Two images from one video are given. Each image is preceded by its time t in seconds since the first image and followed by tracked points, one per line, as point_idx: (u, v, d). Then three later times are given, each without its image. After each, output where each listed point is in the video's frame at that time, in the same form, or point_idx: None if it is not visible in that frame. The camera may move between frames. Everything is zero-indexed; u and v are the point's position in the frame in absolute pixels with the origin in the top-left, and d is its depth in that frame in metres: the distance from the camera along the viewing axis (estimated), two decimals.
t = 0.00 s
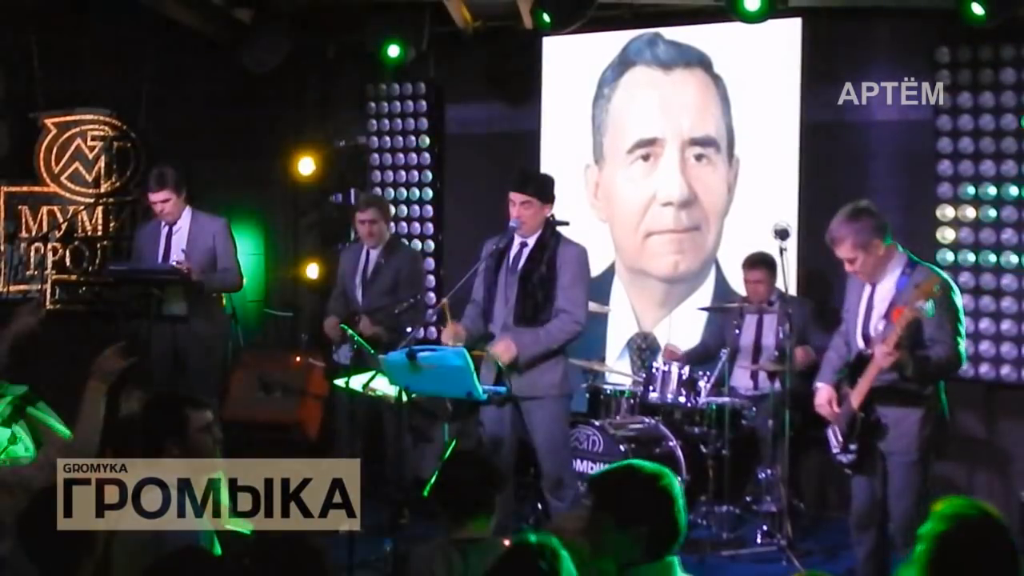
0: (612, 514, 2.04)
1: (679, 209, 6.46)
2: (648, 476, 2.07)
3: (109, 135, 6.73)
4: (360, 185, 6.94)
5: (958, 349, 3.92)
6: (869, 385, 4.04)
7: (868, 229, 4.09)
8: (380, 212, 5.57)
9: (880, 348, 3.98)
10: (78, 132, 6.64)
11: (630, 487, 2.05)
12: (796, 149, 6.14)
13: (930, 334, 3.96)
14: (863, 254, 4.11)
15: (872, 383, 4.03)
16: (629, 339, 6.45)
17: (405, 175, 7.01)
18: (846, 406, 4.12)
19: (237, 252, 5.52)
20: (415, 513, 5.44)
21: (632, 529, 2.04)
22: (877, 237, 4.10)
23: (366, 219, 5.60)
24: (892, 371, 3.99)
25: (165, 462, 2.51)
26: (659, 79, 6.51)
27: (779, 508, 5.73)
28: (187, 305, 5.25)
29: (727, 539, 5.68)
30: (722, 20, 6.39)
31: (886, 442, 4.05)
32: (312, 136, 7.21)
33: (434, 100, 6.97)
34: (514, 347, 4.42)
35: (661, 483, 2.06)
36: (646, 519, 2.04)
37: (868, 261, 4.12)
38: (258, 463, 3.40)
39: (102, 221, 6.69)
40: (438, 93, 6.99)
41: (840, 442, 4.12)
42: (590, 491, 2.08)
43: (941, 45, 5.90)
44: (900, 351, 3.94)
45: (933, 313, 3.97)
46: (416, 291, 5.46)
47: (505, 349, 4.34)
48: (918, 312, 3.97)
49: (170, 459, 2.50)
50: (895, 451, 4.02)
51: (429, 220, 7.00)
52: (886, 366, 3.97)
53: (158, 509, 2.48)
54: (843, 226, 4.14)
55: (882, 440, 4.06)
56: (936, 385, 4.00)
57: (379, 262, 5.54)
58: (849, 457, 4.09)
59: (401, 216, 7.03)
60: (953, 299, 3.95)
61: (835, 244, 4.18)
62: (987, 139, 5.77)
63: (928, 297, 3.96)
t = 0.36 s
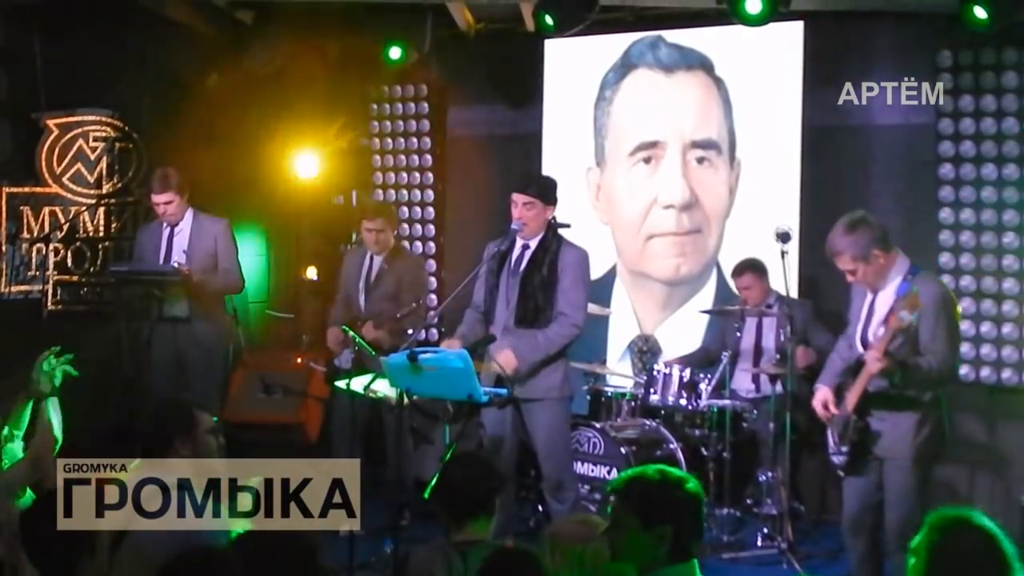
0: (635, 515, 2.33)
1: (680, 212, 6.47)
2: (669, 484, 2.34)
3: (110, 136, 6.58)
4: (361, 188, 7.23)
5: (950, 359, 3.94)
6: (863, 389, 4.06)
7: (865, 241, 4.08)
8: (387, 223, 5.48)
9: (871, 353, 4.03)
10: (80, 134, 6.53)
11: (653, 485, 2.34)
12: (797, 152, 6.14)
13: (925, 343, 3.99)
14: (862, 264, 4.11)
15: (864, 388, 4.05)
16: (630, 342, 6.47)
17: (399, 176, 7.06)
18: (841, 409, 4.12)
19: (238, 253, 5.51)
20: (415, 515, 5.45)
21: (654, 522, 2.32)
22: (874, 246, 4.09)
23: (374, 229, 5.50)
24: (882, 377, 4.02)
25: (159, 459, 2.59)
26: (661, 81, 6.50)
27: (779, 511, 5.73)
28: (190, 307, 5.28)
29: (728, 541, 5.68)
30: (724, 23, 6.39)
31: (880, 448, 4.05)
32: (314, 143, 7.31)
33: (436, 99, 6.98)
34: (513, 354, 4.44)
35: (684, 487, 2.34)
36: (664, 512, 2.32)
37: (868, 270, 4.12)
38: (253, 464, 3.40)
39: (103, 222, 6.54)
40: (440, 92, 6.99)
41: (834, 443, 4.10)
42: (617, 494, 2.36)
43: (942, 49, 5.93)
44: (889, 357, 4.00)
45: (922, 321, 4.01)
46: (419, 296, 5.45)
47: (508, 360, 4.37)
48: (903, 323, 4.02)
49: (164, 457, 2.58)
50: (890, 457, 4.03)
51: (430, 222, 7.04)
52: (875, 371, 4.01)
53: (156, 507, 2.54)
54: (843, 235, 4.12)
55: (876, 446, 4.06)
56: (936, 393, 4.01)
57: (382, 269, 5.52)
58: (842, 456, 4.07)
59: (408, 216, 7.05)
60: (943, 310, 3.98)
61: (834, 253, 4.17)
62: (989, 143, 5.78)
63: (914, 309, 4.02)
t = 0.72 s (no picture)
0: (641, 520, 2.24)
1: (681, 213, 6.46)
2: (677, 484, 2.24)
3: (111, 137, 6.71)
4: (363, 189, 7.05)
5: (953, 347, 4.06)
6: (865, 387, 4.09)
7: (857, 239, 4.21)
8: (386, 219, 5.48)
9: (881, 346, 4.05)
10: (80, 135, 6.66)
11: (659, 485, 2.25)
12: (797, 153, 6.13)
13: (924, 334, 4.08)
14: (854, 262, 4.23)
15: (869, 382, 4.08)
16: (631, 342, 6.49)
17: (394, 177, 7.00)
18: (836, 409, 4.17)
19: (238, 255, 5.51)
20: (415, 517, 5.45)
21: (663, 524, 2.23)
22: (863, 244, 4.22)
23: (372, 225, 5.49)
24: (891, 369, 4.06)
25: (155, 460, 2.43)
26: (662, 83, 6.49)
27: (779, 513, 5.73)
28: (190, 307, 5.30)
29: (728, 543, 5.68)
30: (725, 24, 6.38)
31: (879, 443, 4.09)
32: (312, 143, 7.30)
33: (437, 101, 6.96)
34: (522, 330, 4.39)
35: (691, 488, 2.24)
36: (670, 518, 2.23)
37: (860, 270, 4.24)
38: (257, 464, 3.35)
39: (103, 223, 6.64)
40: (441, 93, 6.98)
41: (826, 446, 4.16)
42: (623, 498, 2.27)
43: (943, 51, 5.93)
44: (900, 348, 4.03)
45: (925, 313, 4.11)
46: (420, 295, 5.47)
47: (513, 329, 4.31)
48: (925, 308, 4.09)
49: (163, 456, 2.42)
50: (890, 453, 4.05)
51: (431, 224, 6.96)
52: (886, 364, 4.03)
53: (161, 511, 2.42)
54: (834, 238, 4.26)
55: (875, 442, 4.09)
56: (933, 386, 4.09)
57: (383, 267, 5.53)
58: (835, 461, 4.10)
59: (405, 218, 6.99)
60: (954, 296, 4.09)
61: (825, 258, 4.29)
62: (990, 144, 5.78)
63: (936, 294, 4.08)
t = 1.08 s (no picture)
0: (630, 507, 2.23)
1: (682, 211, 6.46)
2: (676, 481, 2.21)
3: (113, 135, 6.70)
4: (364, 186, 7.09)
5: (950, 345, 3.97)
6: (864, 380, 4.07)
7: (859, 230, 4.12)
8: (384, 217, 5.53)
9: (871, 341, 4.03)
10: (82, 133, 6.66)
11: (654, 477, 2.22)
12: (798, 151, 6.13)
13: (924, 329, 4.02)
14: (856, 253, 4.15)
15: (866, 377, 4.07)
16: (635, 340, 6.49)
17: (396, 175, 6.99)
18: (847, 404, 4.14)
19: (240, 253, 5.52)
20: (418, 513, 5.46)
21: (648, 518, 2.21)
22: (868, 237, 4.12)
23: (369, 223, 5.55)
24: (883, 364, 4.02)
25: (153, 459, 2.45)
26: (664, 80, 6.50)
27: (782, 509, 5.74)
28: (192, 305, 5.31)
29: (731, 540, 5.68)
30: (726, 22, 6.38)
31: (888, 441, 4.09)
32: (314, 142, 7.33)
33: (439, 98, 6.99)
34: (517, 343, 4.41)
35: (689, 487, 2.20)
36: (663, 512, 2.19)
37: (863, 260, 4.15)
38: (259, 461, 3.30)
39: (106, 221, 6.65)
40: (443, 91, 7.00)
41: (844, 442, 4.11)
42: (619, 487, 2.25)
43: (945, 48, 5.92)
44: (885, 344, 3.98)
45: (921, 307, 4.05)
46: (422, 295, 5.43)
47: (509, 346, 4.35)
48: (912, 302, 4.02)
49: (163, 456, 2.44)
50: (899, 450, 4.06)
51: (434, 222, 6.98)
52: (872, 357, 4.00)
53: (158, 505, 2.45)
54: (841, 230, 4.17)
55: (884, 440, 4.09)
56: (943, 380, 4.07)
57: (387, 265, 5.54)
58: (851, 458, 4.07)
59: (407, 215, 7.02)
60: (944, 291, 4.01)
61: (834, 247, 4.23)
62: (992, 141, 5.76)
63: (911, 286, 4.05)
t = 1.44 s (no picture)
0: (606, 499, 2.05)
1: (682, 208, 6.46)
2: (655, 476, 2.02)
3: (113, 132, 6.69)
4: (364, 184, 7.00)
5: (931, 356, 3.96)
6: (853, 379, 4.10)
7: (855, 239, 4.06)
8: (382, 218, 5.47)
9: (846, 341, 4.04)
10: (82, 131, 6.64)
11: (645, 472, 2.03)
12: (798, 148, 6.13)
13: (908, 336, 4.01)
14: (852, 261, 4.10)
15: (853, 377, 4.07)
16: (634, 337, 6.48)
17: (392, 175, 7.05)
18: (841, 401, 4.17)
19: (241, 251, 5.52)
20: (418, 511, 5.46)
21: (630, 516, 2.02)
22: (862, 247, 4.07)
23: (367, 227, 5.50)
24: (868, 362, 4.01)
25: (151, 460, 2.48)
26: (664, 78, 6.51)
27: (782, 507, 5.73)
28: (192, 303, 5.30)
29: (730, 538, 5.68)
30: (726, 20, 6.39)
31: (878, 442, 4.08)
32: (316, 141, 7.30)
33: (439, 95, 7.05)
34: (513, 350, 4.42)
35: (664, 484, 2.02)
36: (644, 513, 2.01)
37: (858, 267, 4.11)
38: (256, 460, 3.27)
39: (105, 219, 6.65)
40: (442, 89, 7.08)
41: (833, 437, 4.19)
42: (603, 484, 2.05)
43: (945, 45, 5.91)
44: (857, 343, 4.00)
45: (905, 316, 4.03)
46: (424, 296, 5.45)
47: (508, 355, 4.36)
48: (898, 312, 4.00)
49: (162, 456, 2.46)
50: (892, 450, 4.04)
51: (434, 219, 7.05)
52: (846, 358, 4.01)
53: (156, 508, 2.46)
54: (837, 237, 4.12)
55: (876, 440, 4.08)
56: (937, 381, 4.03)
57: (389, 264, 5.52)
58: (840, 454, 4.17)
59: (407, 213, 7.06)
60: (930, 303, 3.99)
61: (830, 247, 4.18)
62: (992, 139, 5.77)
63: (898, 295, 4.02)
